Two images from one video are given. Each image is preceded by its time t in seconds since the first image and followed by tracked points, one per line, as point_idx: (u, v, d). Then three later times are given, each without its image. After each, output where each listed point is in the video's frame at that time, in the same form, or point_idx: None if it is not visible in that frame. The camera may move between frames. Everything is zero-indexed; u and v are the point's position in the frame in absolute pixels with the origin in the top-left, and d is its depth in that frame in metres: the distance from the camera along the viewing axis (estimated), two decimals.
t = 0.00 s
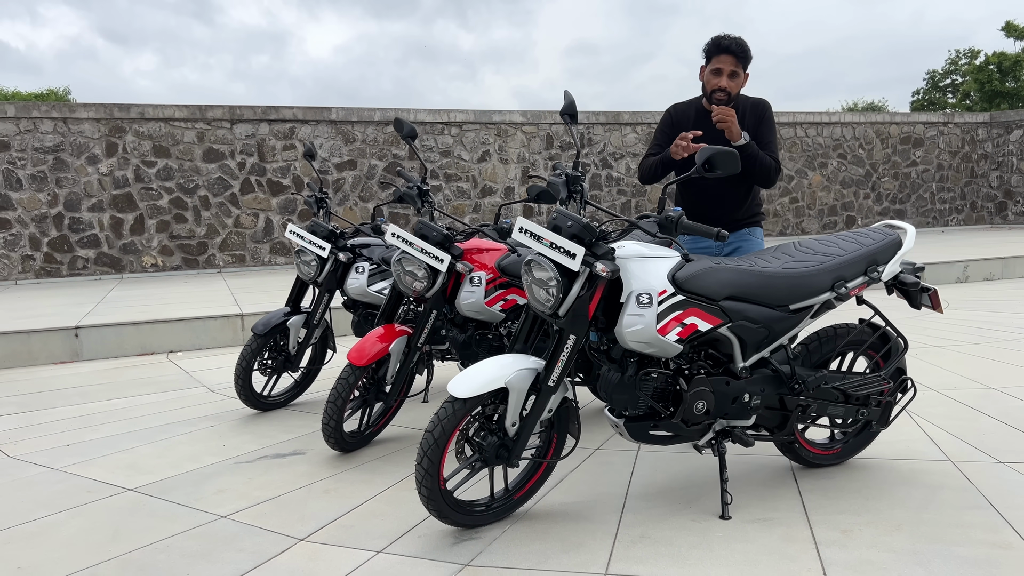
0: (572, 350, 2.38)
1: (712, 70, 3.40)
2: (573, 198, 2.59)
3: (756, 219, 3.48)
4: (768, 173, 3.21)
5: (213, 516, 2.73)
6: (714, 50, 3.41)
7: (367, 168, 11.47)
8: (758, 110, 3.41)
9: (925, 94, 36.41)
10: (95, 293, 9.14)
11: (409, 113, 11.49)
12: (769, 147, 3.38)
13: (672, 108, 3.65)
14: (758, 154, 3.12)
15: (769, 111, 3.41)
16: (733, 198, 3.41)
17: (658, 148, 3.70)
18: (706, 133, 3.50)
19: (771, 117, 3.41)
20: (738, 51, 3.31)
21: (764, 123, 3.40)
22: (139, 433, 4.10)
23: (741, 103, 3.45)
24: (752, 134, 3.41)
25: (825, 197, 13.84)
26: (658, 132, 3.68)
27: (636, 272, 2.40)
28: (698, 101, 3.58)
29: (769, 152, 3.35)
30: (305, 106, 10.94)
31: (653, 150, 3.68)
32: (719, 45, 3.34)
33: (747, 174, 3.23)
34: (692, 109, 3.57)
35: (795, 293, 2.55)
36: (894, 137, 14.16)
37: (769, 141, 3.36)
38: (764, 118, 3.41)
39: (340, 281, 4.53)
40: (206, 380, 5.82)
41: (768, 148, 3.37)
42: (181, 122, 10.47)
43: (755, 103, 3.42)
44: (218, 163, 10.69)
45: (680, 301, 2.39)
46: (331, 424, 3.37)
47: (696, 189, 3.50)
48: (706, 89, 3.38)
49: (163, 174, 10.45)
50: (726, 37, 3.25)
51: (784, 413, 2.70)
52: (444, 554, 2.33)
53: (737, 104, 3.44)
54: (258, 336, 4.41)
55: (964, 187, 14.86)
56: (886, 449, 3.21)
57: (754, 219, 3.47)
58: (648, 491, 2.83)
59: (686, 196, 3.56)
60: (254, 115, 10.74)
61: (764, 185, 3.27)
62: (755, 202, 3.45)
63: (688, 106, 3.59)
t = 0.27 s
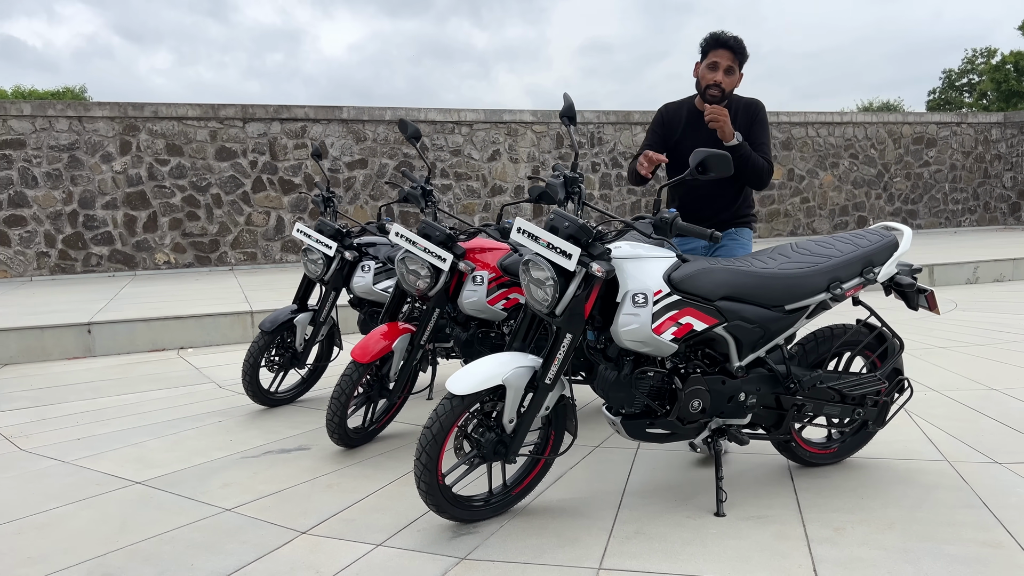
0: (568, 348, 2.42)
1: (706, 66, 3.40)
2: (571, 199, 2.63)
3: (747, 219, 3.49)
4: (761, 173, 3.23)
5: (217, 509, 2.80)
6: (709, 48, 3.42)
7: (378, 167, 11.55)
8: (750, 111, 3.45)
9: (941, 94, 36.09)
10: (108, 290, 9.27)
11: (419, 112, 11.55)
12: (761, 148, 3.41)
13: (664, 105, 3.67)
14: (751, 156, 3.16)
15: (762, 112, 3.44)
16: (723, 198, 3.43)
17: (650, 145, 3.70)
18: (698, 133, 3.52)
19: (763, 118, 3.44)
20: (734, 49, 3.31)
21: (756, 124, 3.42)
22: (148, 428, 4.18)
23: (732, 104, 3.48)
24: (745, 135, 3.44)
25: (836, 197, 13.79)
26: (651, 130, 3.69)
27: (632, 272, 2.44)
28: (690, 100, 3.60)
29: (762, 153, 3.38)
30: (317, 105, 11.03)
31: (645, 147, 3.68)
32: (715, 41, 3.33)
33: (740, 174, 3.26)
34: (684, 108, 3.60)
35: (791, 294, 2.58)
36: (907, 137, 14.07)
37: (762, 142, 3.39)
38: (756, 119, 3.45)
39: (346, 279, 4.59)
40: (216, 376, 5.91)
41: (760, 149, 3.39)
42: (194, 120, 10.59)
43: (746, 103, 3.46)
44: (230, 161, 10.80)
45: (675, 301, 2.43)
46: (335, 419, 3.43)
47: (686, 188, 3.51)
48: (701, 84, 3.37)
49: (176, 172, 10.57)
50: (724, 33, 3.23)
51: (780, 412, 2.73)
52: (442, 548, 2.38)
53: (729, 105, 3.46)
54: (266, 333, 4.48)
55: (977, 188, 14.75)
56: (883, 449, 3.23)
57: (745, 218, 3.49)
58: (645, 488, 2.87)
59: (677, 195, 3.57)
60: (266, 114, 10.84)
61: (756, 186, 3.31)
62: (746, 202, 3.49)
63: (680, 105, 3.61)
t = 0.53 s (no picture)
0: (565, 349, 2.45)
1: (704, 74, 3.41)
2: (569, 202, 2.65)
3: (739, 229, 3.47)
4: (757, 185, 3.21)
5: (220, 504, 2.85)
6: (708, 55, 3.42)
7: (389, 166, 11.61)
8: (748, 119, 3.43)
9: (958, 93, 35.74)
10: (120, 287, 9.38)
11: (430, 111, 11.59)
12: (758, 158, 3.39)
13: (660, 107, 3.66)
14: (748, 166, 3.14)
15: (760, 121, 3.44)
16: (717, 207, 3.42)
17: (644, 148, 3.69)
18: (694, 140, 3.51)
19: (761, 127, 3.42)
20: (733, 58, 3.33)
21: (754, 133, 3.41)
22: (156, 424, 4.25)
23: (731, 111, 3.47)
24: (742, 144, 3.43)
25: (848, 198, 13.72)
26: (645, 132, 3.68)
27: (629, 274, 2.47)
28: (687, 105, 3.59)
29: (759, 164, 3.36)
30: (328, 104, 11.10)
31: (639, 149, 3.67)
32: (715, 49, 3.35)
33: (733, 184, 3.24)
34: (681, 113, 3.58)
35: (788, 296, 2.59)
36: (921, 138, 13.97)
37: (758, 153, 3.38)
38: (754, 128, 3.43)
39: (352, 278, 4.64)
40: (224, 373, 5.98)
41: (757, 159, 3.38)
42: (207, 119, 10.69)
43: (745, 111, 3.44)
44: (242, 160, 10.90)
45: (672, 303, 2.44)
46: (338, 417, 3.47)
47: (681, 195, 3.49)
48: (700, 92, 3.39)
49: (189, 170, 10.68)
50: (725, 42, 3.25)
51: (778, 413, 2.74)
52: (439, 546, 2.42)
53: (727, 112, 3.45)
54: (272, 331, 4.54)
55: (992, 189, 14.61)
56: (883, 452, 3.23)
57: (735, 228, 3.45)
58: (643, 489, 2.89)
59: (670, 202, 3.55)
60: (278, 113, 10.93)
61: (750, 198, 3.30)
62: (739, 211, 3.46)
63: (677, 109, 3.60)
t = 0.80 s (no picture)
0: (554, 349, 2.45)
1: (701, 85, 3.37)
2: (560, 202, 2.65)
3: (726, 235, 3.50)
4: (749, 199, 3.21)
5: (213, 501, 2.87)
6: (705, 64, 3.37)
7: (397, 165, 11.64)
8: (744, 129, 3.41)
9: (974, 94, 35.41)
10: (129, 284, 9.46)
11: (439, 111, 11.60)
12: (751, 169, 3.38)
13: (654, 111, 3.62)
14: (740, 181, 3.13)
15: (755, 132, 3.42)
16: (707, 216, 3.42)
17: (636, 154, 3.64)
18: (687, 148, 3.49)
19: (756, 138, 3.41)
20: (731, 71, 3.28)
21: (749, 144, 3.40)
22: (156, 421, 4.28)
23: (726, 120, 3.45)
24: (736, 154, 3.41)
25: (859, 198, 13.64)
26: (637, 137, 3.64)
27: (618, 275, 2.47)
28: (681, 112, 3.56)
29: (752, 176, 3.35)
30: (337, 103, 11.14)
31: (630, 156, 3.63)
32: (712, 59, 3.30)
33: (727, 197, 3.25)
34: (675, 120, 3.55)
35: (780, 298, 2.58)
36: (933, 138, 13.85)
37: (752, 164, 3.37)
38: (749, 139, 3.41)
39: (352, 277, 4.65)
40: (228, 371, 6.02)
41: (750, 171, 3.37)
42: (217, 118, 10.75)
43: (740, 122, 3.42)
44: (251, 159, 10.96)
45: (661, 304, 2.44)
46: (333, 416, 3.49)
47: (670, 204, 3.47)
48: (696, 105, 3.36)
49: (199, 168, 10.75)
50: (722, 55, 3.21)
51: (770, 415, 2.73)
52: (427, 545, 2.43)
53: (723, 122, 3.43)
54: (272, 329, 4.57)
55: (1006, 190, 14.47)
56: (878, 455, 3.21)
57: (721, 233, 3.47)
58: (634, 489, 2.89)
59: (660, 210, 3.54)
60: (287, 112, 10.99)
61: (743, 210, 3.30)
62: (726, 217, 3.47)
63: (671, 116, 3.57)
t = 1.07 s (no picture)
0: (534, 351, 2.45)
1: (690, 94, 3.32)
2: (543, 204, 2.63)
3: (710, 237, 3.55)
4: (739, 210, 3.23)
5: (198, 501, 2.88)
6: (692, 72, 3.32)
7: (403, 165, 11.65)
8: (731, 136, 3.42)
9: (988, 94, 35.13)
10: (134, 283, 9.51)
11: (444, 111, 11.61)
12: (739, 176, 3.41)
13: (640, 119, 3.59)
14: (731, 194, 3.14)
15: (742, 139, 3.43)
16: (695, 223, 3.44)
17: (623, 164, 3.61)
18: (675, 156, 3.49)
19: (744, 145, 3.42)
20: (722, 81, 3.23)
21: (737, 151, 3.41)
22: (151, 420, 4.30)
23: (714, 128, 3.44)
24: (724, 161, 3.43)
25: (868, 199, 13.56)
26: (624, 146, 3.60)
27: (599, 277, 2.46)
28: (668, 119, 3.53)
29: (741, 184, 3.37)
30: (344, 103, 11.17)
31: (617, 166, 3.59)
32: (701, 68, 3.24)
33: (717, 208, 3.26)
34: (663, 127, 3.53)
35: (763, 301, 2.57)
36: (943, 139, 13.75)
37: (741, 173, 3.39)
38: (737, 145, 3.42)
39: (345, 278, 4.65)
40: (227, 370, 6.05)
41: (739, 179, 3.39)
42: (224, 117, 10.80)
43: (727, 129, 3.42)
44: (258, 158, 11.00)
45: (642, 307, 2.44)
46: (321, 416, 3.50)
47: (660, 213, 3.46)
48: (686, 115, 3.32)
49: (205, 168, 10.80)
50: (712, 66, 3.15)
51: (755, 419, 2.71)
52: (406, 546, 2.43)
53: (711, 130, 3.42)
54: (265, 329, 4.58)
55: (1017, 191, 14.34)
56: (868, 459, 3.19)
57: (707, 236, 3.55)
58: (618, 492, 2.88)
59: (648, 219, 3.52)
60: (293, 112, 11.03)
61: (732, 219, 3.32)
62: (712, 222, 3.54)
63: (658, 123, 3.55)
